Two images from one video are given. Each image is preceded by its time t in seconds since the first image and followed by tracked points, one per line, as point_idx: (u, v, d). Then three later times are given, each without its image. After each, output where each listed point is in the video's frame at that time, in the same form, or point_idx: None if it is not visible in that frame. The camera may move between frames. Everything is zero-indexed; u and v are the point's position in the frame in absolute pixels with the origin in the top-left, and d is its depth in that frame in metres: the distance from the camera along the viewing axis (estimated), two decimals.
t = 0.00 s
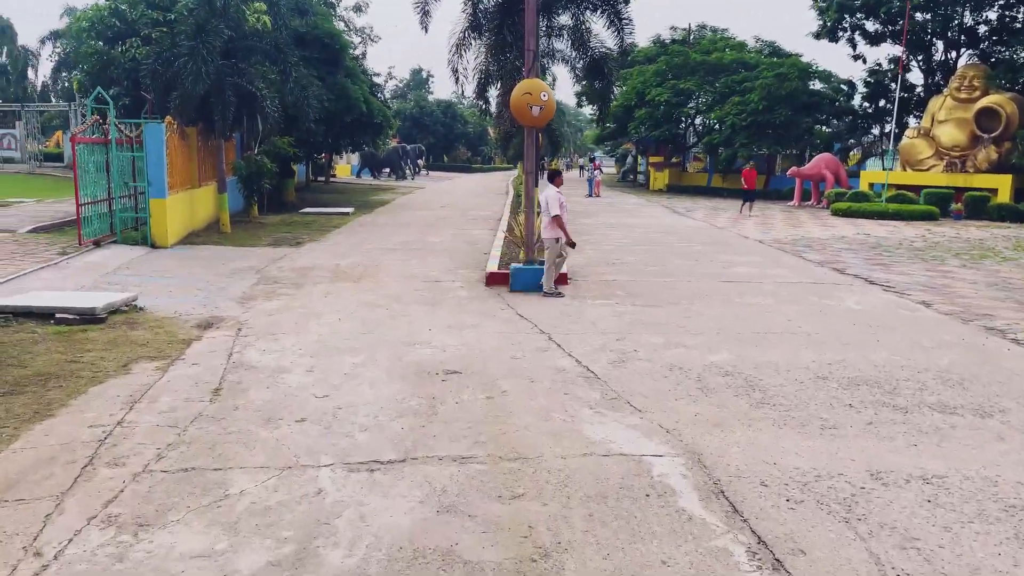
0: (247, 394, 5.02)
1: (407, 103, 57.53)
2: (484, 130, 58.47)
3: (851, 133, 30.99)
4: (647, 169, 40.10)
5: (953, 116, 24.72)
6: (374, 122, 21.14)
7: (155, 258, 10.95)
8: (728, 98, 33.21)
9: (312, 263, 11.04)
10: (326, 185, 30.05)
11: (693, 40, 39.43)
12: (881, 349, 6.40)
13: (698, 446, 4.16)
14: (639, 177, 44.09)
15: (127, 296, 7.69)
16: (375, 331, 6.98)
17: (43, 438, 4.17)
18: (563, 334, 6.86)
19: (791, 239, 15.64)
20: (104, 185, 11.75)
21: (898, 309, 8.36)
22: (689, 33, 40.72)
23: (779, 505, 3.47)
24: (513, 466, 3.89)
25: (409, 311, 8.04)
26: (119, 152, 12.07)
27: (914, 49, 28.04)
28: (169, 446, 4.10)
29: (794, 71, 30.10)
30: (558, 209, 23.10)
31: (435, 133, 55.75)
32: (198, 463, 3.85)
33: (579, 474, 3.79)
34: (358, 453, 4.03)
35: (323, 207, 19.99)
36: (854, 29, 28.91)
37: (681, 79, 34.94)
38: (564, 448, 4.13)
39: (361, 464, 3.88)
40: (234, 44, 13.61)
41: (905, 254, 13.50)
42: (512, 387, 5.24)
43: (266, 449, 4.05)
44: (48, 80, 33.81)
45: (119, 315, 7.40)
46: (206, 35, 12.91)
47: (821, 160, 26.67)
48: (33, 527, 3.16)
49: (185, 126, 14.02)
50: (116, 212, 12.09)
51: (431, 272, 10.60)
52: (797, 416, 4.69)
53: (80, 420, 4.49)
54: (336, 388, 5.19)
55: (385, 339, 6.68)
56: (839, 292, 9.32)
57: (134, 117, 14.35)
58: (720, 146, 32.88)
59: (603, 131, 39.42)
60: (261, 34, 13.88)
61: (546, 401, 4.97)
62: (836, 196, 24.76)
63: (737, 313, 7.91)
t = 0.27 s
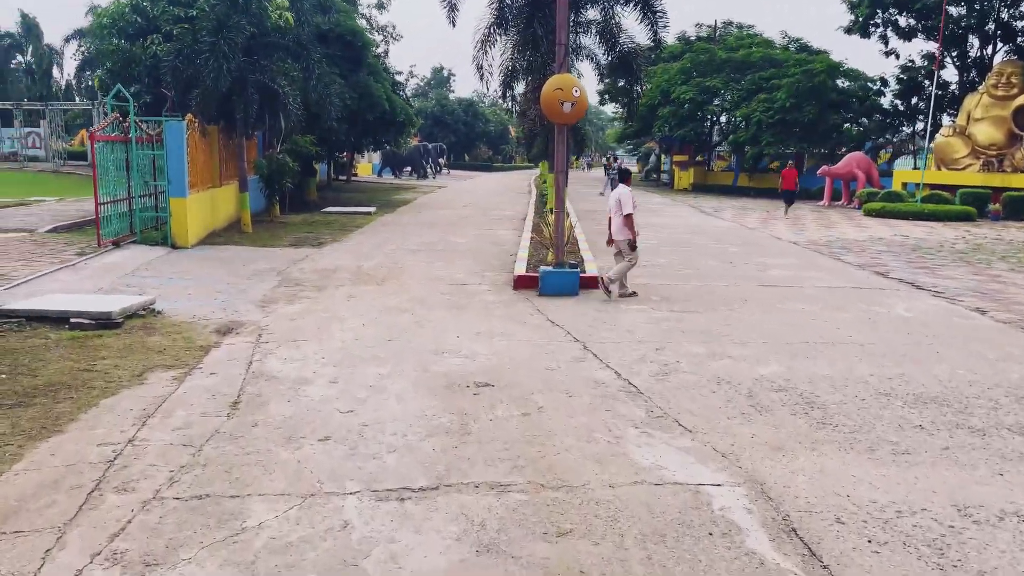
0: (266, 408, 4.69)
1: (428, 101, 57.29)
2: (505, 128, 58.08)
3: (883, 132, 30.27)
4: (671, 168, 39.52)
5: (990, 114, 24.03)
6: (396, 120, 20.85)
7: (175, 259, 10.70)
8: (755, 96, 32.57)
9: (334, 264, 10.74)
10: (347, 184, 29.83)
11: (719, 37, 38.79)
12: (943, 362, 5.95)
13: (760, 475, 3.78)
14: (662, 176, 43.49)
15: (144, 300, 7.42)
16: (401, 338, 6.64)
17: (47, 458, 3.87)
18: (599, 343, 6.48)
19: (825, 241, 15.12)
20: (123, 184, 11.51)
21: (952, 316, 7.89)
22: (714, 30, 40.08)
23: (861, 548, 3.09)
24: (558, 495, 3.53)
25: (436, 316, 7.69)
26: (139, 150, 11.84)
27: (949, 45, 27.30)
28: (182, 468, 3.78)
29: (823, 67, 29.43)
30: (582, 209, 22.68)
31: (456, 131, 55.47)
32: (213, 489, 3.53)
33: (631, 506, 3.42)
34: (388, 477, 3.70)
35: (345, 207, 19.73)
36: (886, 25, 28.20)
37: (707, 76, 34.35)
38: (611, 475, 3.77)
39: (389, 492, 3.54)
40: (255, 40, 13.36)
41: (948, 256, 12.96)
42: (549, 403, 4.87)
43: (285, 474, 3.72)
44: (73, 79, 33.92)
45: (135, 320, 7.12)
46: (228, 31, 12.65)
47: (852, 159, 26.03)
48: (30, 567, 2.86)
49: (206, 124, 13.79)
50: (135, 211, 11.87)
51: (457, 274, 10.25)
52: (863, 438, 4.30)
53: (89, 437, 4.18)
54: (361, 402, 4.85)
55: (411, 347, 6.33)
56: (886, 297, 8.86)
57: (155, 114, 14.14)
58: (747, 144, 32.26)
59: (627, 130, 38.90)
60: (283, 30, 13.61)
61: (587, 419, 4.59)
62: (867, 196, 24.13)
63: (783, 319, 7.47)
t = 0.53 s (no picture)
0: (278, 422, 4.36)
1: (449, 99, 57.04)
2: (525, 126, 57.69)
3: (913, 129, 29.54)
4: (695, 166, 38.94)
5: None
6: (417, 117, 20.53)
7: (190, 258, 10.45)
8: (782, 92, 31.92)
9: (353, 264, 10.43)
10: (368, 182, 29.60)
11: (744, 33, 38.12)
12: (1007, 374, 5.50)
13: (824, 506, 3.39)
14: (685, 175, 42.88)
15: (157, 302, 7.14)
16: (423, 344, 6.29)
17: (41, 478, 3.56)
18: (633, 351, 6.09)
19: (860, 241, 14.60)
20: (138, 182, 11.27)
21: (1006, 323, 7.42)
22: (740, 26, 39.42)
23: None
24: (599, 528, 3.17)
25: (459, 320, 7.34)
26: (156, 147, 11.60)
27: (984, 40, 26.55)
28: (186, 491, 3.46)
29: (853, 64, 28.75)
30: (605, 208, 22.27)
31: (477, 129, 55.18)
32: (218, 516, 3.21)
33: (683, 543, 3.05)
34: (410, 505, 3.34)
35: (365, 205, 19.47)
36: (919, 19, 27.46)
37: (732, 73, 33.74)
38: (657, 504, 3.40)
39: (411, 522, 3.19)
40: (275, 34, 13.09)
41: (992, 258, 12.41)
42: (583, 418, 4.50)
43: (297, 499, 3.38)
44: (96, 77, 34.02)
45: (147, 322, 6.84)
46: (246, 26, 12.37)
47: (883, 157, 25.38)
48: None
49: (224, 120, 13.54)
50: (151, 209, 11.64)
51: (481, 275, 9.90)
52: (933, 463, 3.89)
53: (88, 453, 3.87)
54: (380, 416, 4.51)
55: (434, 354, 5.98)
56: (933, 301, 8.39)
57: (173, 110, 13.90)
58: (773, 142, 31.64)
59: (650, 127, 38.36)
60: (303, 24, 13.32)
61: (625, 437, 4.22)
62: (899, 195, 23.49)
63: (826, 326, 7.04)
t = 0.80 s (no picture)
0: (283, 442, 4.00)
1: (467, 94, 56.65)
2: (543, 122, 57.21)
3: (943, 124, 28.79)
4: (716, 162, 38.31)
5: None
6: (435, 112, 20.17)
7: (201, 257, 10.14)
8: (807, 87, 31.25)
9: (369, 264, 10.09)
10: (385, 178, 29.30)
11: (768, 26, 37.43)
12: None
13: (897, 551, 2.97)
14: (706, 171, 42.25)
15: (163, 304, 6.81)
16: (441, 352, 5.93)
17: (21, 508, 3.22)
18: (665, 360, 5.69)
19: (892, 240, 14.07)
20: (149, 179, 10.98)
21: None
22: (763, 19, 38.72)
23: None
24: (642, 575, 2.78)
25: (479, 325, 6.97)
26: (167, 143, 11.30)
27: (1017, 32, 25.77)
28: (177, 526, 3.10)
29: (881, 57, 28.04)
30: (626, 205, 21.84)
31: (494, 125, 54.76)
32: (210, 558, 2.84)
33: None
34: (426, 545, 2.97)
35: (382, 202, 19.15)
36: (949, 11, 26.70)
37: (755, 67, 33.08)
38: (706, 545, 2.99)
39: (427, 567, 2.82)
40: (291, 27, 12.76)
41: None
42: (616, 439, 4.11)
43: (299, 536, 3.02)
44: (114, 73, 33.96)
45: (152, 326, 6.53)
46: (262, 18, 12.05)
47: (912, 152, 24.70)
48: None
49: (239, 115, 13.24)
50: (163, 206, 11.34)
51: (501, 275, 9.52)
52: (1014, 498, 3.46)
53: (76, 477, 3.53)
54: (394, 435, 4.14)
55: (454, 363, 5.60)
56: (980, 306, 7.91)
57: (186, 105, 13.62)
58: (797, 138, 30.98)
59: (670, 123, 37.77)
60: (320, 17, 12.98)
61: (665, 462, 3.82)
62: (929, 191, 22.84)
63: (871, 333, 6.59)
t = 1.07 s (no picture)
0: (283, 465, 3.64)
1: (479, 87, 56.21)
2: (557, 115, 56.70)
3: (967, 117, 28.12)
4: (733, 155, 37.72)
5: None
6: (448, 105, 19.78)
7: (207, 255, 9.82)
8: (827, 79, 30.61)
9: (380, 262, 9.74)
10: (397, 172, 28.96)
11: (786, 17, 36.76)
12: None
13: None
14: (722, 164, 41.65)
15: (163, 307, 6.48)
16: (454, 359, 5.56)
17: None
18: (696, 369, 5.31)
19: (921, 236, 13.59)
20: (155, 173, 10.66)
21: None
22: (781, 10, 38.02)
23: None
24: None
25: (494, 328, 6.60)
26: (173, 136, 10.97)
27: None
28: (160, 569, 2.75)
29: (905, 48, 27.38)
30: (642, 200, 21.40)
31: (507, 118, 54.31)
32: None
33: None
34: None
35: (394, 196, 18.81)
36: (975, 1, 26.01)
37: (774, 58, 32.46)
38: None
39: None
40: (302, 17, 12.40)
41: None
42: (649, 463, 3.73)
43: None
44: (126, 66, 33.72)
45: (151, 330, 6.19)
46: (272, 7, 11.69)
47: (937, 145, 24.08)
48: None
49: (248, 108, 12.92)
50: (169, 202, 11.02)
51: (517, 274, 9.15)
52: None
53: (53, 508, 3.19)
54: (405, 456, 3.78)
55: (469, 372, 5.24)
56: None
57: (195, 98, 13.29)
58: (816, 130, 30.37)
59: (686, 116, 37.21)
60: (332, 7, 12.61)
61: (704, 491, 3.43)
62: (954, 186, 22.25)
63: (913, 339, 6.18)
